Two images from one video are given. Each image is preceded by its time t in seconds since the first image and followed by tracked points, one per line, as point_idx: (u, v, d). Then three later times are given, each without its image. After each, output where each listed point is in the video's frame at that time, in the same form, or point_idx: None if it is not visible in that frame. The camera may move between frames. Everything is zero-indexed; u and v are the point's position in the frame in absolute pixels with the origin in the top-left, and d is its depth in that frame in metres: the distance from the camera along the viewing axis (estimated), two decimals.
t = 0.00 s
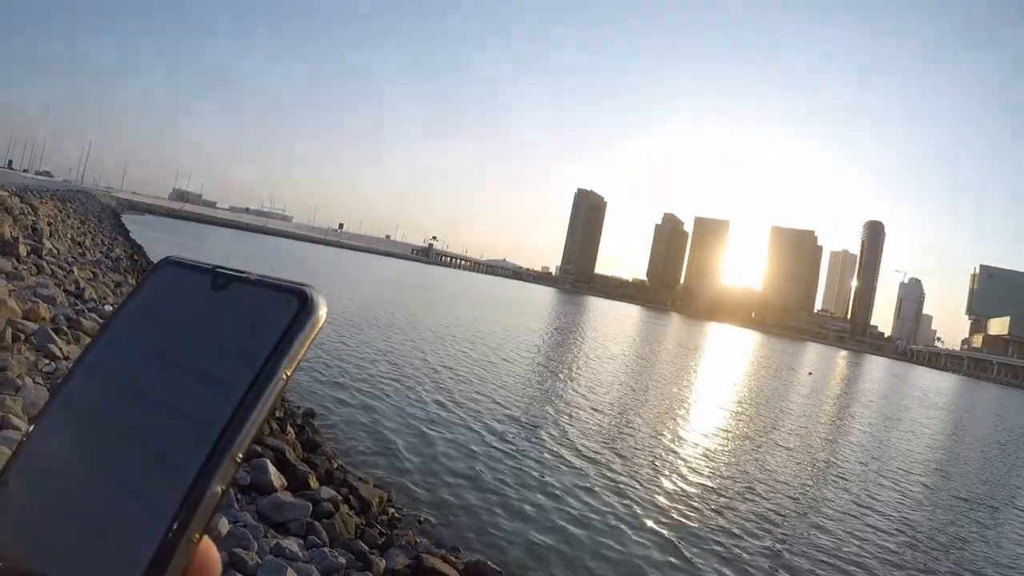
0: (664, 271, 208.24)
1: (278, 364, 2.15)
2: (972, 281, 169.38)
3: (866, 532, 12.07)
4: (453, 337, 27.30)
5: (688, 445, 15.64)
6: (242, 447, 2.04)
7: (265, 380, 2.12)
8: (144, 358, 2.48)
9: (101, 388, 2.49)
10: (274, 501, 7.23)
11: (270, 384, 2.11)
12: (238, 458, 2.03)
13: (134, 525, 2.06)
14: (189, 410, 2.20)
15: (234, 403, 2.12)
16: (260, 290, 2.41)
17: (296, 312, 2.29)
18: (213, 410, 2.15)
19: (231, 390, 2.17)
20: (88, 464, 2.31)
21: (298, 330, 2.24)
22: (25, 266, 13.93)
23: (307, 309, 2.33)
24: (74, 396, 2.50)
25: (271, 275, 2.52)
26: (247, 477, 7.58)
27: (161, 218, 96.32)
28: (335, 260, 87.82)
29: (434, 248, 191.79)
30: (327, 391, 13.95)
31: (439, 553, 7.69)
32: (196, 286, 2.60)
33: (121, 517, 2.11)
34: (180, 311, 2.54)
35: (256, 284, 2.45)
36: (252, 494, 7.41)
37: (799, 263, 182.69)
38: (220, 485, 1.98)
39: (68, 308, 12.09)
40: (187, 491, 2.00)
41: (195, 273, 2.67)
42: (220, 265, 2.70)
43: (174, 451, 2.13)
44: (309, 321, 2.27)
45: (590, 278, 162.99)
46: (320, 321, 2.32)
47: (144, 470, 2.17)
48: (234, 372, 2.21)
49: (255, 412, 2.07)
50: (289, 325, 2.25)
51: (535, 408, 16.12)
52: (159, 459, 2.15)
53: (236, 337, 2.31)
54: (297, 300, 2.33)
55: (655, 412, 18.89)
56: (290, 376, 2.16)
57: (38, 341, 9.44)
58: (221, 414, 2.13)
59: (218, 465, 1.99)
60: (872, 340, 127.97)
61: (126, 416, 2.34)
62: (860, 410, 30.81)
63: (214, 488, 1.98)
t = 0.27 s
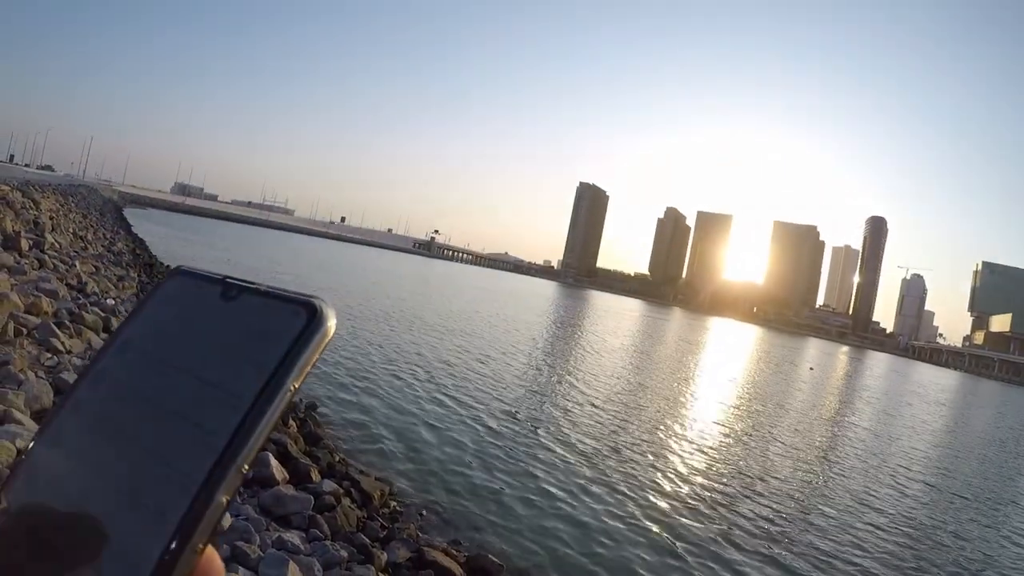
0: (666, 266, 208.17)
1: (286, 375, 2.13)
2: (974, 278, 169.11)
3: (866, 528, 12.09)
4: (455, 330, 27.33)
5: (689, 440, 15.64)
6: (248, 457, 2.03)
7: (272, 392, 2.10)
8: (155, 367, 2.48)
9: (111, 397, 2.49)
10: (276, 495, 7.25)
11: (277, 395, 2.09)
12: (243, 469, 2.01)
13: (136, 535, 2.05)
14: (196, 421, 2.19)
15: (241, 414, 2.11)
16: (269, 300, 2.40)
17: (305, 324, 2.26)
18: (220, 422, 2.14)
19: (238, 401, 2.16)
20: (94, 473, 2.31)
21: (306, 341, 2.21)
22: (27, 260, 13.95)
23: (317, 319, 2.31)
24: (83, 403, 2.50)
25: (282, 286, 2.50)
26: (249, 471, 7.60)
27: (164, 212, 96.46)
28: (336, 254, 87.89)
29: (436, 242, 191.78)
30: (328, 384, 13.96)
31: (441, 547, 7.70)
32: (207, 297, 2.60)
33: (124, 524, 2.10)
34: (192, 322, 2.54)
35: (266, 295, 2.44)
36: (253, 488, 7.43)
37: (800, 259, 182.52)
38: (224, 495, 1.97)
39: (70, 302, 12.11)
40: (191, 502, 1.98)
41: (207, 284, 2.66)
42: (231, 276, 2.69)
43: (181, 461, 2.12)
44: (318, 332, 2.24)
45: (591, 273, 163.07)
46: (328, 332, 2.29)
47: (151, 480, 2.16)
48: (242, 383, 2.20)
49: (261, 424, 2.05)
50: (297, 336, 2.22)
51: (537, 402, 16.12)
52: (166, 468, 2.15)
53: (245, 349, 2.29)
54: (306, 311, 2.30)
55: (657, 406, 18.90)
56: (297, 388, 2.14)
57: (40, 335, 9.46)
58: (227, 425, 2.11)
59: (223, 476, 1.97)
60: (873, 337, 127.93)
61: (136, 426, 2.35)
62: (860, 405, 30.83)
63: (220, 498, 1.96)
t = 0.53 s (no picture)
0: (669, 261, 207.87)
1: (283, 376, 2.14)
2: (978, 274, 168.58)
3: (868, 523, 12.08)
4: (457, 324, 27.33)
5: (692, 434, 15.63)
6: (246, 457, 2.05)
7: (270, 393, 2.12)
8: (153, 370, 2.50)
9: (110, 399, 2.52)
10: (279, 487, 7.27)
11: (275, 396, 2.11)
12: (242, 468, 2.03)
13: (133, 534, 2.06)
14: (194, 422, 2.21)
15: (239, 414, 2.12)
16: (267, 304, 2.41)
17: (302, 326, 2.28)
18: (218, 423, 2.16)
19: (236, 402, 2.18)
20: (92, 473, 2.33)
21: (303, 343, 2.22)
22: (30, 254, 13.96)
23: (314, 322, 2.32)
24: (83, 406, 2.52)
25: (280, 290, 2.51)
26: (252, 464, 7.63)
27: (167, 205, 96.55)
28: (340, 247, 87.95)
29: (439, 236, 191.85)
30: (331, 377, 13.98)
31: (444, 539, 7.72)
32: (206, 300, 2.62)
33: (121, 523, 2.11)
34: (191, 326, 2.55)
35: (264, 298, 2.45)
36: (256, 481, 7.46)
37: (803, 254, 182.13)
38: (223, 494, 1.99)
39: (74, 296, 12.13)
40: (190, 501, 2.00)
41: (205, 288, 2.68)
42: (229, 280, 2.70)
43: (179, 461, 2.14)
44: (314, 335, 2.26)
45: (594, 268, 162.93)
46: (326, 334, 2.31)
47: (149, 480, 2.17)
48: (239, 384, 2.21)
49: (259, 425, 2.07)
50: (294, 338, 2.24)
51: (539, 396, 16.13)
52: (163, 467, 2.16)
53: (243, 351, 2.31)
54: (303, 314, 2.32)
55: (659, 400, 18.89)
56: (295, 390, 2.16)
57: (44, 329, 9.48)
58: (225, 426, 2.13)
59: (221, 476, 1.99)
60: (875, 333, 127.80)
61: (133, 427, 2.37)
62: (862, 401, 30.82)
63: (218, 497, 1.98)
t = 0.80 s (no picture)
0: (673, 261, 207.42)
1: (288, 388, 2.20)
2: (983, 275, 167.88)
3: (873, 524, 12.04)
4: (461, 322, 27.32)
5: (696, 434, 15.61)
6: (250, 467, 2.09)
7: (274, 403, 2.17)
8: (152, 375, 2.52)
9: (107, 402, 2.53)
10: (284, 485, 7.29)
11: (279, 407, 2.16)
12: (246, 477, 2.08)
13: (135, 539, 2.09)
14: (195, 430, 2.24)
15: (243, 424, 2.17)
16: (270, 314, 2.45)
17: (306, 337, 2.33)
18: (221, 431, 2.19)
19: (239, 411, 2.22)
20: (89, 476, 2.34)
21: (307, 355, 2.27)
22: (36, 252, 14.01)
23: (316, 332, 2.37)
24: (83, 412, 2.52)
25: (283, 301, 2.55)
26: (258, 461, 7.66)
27: (172, 203, 96.79)
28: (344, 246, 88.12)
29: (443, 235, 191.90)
30: (336, 375, 14.00)
31: (448, 538, 7.73)
32: (209, 308, 2.62)
33: (123, 528, 2.14)
34: (193, 335, 2.55)
35: (267, 308, 2.49)
36: (261, 479, 7.48)
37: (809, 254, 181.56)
38: (228, 503, 2.04)
39: (80, 294, 12.17)
40: (195, 508, 2.04)
41: (207, 296, 2.68)
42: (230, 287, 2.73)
43: (181, 467, 2.17)
44: (318, 347, 2.31)
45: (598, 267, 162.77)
46: (328, 345, 2.36)
47: (149, 489, 2.18)
48: (242, 393, 2.26)
49: (264, 435, 2.12)
50: (298, 349, 2.28)
51: (543, 395, 16.13)
52: (165, 473, 2.19)
53: (247, 363, 2.34)
54: (307, 325, 2.36)
55: (663, 400, 18.85)
56: (297, 401, 2.21)
57: (50, 327, 9.52)
58: (230, 434, 2.17)
59: (226, 485, 2.04)
60: (880, 334, 127.33)
61: (135, 434, 2.37)
62: (867, 401, 30.73)
63: (223, 506, 2.03)
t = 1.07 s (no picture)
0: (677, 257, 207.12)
1: (281, 384, 2.16)
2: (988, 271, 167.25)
3: (878, 521, 12.02)
4: (465, 319, 27.35)
5: (700, 430, 15.59)
6: (243, 463, 2.07)
7: (268, 399, 2.14)
8: (153, 373, 2.53)
9: (109, 400, 2.54)
10: (290, 482, 7.31)
11: (273, 403, 2.13)
12: (240, 473, 2.06)
13: (134, 536, 2.10)
14: (191, 428, 2.23)
15: (237, 421, 2.15)
16: (266, 308, 2.42)
17: (301, 331, 2.28)
18: (217, 428, 2.18)
19: (234, 408, 2.20)
20: (92, 473, 2.36)
21: (301, 350, 2.23)
22: (42, 252, 14.08)
23: (311, 326, 2.33)
24: (85, 412, 2.54)
25: (280, 296, 2.50)
26: (264, 458, 7.68)
27: (177, 202, 97.12)
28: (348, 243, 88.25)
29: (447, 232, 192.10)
30: (341, 373, 14.04)
31: (454, 535, 7.75)
32: (207, 305, 2.60)
33: (122, 526, 2.15)
34: (190, 333, 2.55)
35: (264, 303, 2.45)
36: (267, 476, 7.51)
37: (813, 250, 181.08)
38: (220, 499, 2.01)
39: (86, 293, 12.23)
40: (188, 505, 2.03)
41: (205, 293, 2.67)
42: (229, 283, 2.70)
43: (177, 465, 2.16)
44: (313, 341, 2.26)
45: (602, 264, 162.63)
46: (324, 339, 2.31)
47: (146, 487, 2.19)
48: (238, 390, 2.24)
49: (258, 431, 2.09)
50: (292, 345, 2.24)
51: (547, 391, 16.15)
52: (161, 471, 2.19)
53: (242, 360, 2.31)
54: (301, 319, 2.32)
55: (668, 396, 18.84)
56: (292, 396, 2.17)
57: (56, 325, 9.57)
58: (224, 431, 2.15)
59: (218, 482, 2.01)
60: (885, 330, 127.03)
61: (133, 433, 2.37)
62: (872, 397, 30.68)
63: (216, 501, 2.00)
